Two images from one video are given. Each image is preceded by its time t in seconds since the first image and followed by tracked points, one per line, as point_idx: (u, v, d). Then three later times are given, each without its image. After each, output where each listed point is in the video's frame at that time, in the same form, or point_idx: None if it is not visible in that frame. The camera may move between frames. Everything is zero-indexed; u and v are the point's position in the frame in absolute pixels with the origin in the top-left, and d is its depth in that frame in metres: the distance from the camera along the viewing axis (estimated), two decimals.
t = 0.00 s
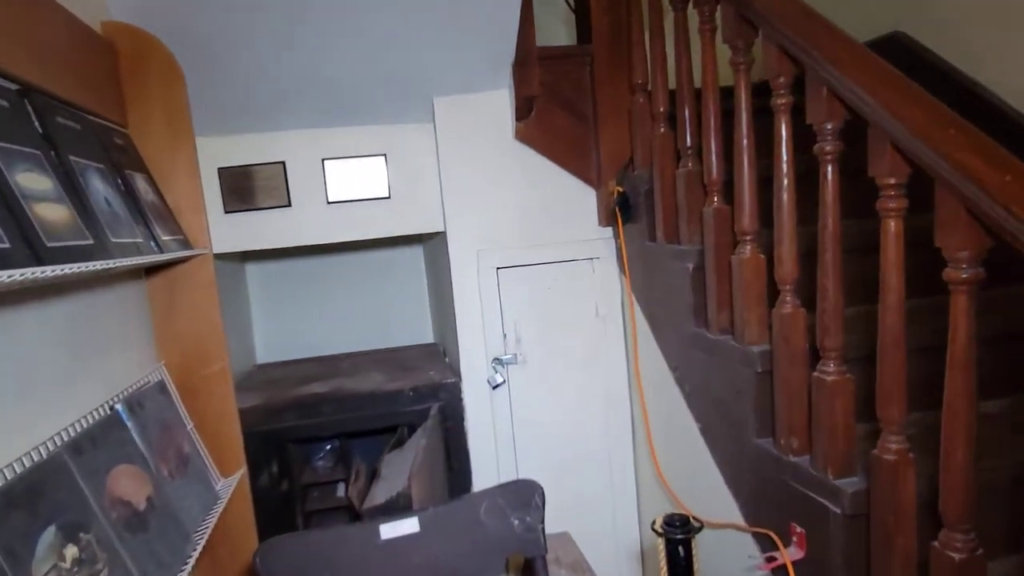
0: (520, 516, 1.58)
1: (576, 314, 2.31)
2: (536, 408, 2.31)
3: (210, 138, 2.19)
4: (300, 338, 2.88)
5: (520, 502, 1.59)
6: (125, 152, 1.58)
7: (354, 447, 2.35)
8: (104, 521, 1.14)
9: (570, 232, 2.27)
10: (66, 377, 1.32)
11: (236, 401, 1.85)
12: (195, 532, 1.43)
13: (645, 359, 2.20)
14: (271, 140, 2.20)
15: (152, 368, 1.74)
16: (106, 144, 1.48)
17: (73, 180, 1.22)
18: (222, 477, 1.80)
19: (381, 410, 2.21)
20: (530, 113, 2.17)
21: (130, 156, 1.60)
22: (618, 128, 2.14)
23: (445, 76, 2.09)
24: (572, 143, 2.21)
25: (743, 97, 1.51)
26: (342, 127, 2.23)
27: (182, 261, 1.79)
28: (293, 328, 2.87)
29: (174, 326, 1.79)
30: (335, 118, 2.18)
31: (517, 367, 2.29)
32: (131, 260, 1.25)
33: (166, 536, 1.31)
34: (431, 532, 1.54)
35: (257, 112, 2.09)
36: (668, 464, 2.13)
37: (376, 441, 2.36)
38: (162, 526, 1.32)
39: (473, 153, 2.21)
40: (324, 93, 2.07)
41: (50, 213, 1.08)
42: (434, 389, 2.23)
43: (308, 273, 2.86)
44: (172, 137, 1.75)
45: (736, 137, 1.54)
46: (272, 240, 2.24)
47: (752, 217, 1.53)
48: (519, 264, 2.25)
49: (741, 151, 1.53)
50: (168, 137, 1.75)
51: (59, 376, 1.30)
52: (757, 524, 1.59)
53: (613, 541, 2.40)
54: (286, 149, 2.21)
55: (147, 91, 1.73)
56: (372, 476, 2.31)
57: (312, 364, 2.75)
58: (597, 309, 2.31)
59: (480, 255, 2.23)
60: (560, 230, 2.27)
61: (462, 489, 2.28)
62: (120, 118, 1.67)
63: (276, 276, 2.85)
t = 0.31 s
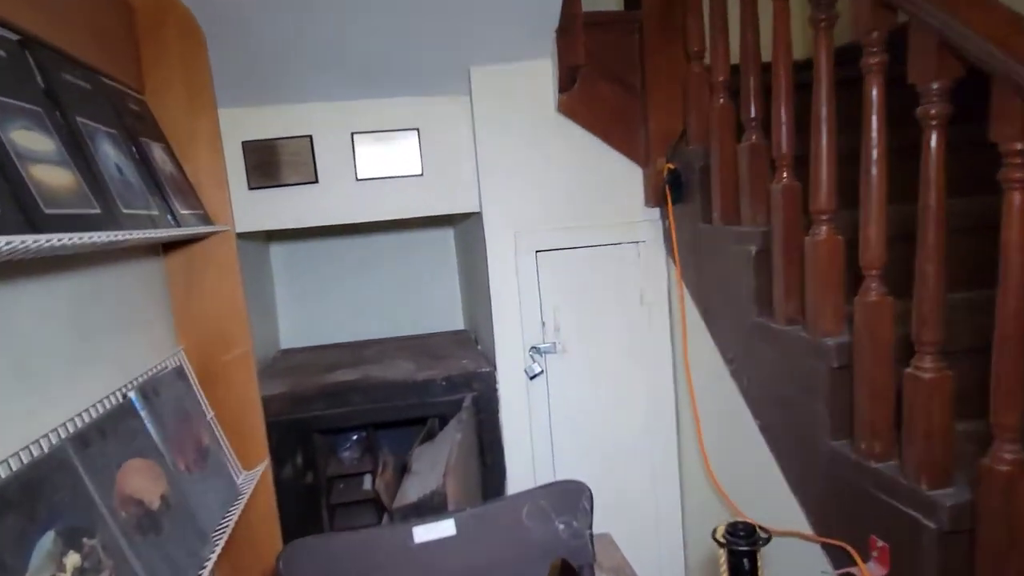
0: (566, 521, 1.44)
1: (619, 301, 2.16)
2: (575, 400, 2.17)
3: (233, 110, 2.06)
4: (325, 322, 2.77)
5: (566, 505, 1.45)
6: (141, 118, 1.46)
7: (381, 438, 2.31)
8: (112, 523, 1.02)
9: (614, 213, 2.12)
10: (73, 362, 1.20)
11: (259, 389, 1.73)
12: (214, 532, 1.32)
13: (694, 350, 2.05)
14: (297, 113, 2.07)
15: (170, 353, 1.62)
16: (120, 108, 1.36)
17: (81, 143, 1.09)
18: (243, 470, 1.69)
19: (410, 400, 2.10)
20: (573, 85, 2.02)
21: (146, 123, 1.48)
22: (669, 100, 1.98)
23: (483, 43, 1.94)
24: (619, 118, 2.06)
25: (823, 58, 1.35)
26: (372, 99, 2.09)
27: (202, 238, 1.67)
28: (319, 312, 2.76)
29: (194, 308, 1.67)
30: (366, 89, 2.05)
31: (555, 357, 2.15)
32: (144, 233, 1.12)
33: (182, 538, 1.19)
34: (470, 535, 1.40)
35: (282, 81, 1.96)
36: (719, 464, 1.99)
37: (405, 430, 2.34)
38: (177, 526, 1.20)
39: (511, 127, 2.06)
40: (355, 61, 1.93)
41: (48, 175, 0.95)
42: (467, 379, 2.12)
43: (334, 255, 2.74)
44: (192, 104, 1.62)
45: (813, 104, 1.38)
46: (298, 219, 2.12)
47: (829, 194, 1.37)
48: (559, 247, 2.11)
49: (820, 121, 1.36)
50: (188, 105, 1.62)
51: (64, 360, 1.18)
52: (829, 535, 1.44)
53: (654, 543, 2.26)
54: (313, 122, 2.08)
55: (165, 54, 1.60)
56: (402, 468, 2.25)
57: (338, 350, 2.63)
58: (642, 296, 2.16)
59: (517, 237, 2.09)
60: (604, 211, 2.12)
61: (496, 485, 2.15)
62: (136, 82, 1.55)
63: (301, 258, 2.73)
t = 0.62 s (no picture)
0: (606, 528, 1.31)
1: (656, 286, 2.00)
2: (606, 393, 2.03)
3: (243, 75, 1.91)
4: (340, 305, 2.63)
5: (606, 513, 1.31)
6: (140, 75, 1.31)
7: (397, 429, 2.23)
8: (95, 533, 0.89)
9: (652, 192, 1.96)
10: (57, 345, 1.07)
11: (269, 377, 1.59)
12: (215, 536, 1.19)
13: (738, 341, 1.89)
14: (312, 79, 1.92)
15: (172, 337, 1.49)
16: (115, 61, 1.21)
17: (64, 93, 0.95)
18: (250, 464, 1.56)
19: (429, 390, 1.95)
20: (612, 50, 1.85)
21: (146, 82, 1.33)
22: (717, 68, 1.81)
23: (515, 3, 1.78)
24: (661, 87, 1.89)
25: (910, 10, 1.17)
26: (393, 65, 1.94)
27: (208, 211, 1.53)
28: (333, 294, 2.62)
29: (200, 288, 1.54)
30: (386, 54, 1.89)
31: (586, 346, 2.00)
32: (138, 198, 0.98)
33: (179, 544, 1.06)
34: (499, 544, 1.26)
35: (296, 43, 1.81)
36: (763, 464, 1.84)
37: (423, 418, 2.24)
38: (175, 531, 1.07)
39: (544, 96, 1.90)
40: (375, 22, 1.77)
41: (18, 125, 0.80)
42: (491, 367, 1.97)
43: (350, 234, 2.60)
44: (196, 63, 1.48)
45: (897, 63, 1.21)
46: (312, 193, 1.97)
47: (914, 166, 1.20)
48: (593, 227, 1.95)
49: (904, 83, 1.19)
50: (192, 63, 1.48)
51: (47, 343, 1.04)
52: (900, 550, 1.30)
53: (687, 545, 2.13)
54: (329, 89, 1.93)
55: (169, 8, 1.46)
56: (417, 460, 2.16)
57: (353, 335, 2.50)
58: (680, 281, 2.00)
59: (548, 216, 1.94)
60: (641, 189, 1.96)
61: (521, 481, 2.02)
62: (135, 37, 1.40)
63: (315, 237, 2.59)
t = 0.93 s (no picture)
0: (646, 549, 1.16)
1: (696, 276, 1.83)
2: (639, 390, 1.86)
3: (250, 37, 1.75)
4: (354, 291, 2.48)
5: (646, 531, 1.16)
6: (127, 24, 1.16)
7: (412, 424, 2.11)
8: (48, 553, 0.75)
9: (694, 172, 1.79)
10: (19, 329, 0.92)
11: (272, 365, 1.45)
12: (202, 548, 1.04)
13: (787, 337, 1.72)
14: (325, 42, 1.76)
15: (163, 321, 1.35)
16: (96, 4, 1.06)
17: (25, 30, 0.81)
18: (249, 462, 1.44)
19: (447, 383, 1.79)
20: (655, 14, 1.68)
21: (135, 33, 1.18)
22: (772, 33, 1.63)
23: None
24: (707, 55, 1.72)
25: None
26: (413, 28, 1.77)
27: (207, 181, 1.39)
28: (347, 279, 2.48)
29: (196, 268, 1.40)
30: (406, 15, 1.73)
31: (618, 339, 1.83)
32: (112, 155, 0.84)
33: (158, 559, 0.92)
34: (525, 563, 1.11)
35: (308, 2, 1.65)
36: (813, 473, 1.67)
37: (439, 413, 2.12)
38: (154, 544, 0.93)
39: (579, 64, 1.73)
40: None
41: None
42: (515, 360, 1.80)
43: (366, 215, 2.45)
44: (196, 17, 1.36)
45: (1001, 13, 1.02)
46: (324, 167, 1.82)
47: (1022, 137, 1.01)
48: (628, 209, 1.79)
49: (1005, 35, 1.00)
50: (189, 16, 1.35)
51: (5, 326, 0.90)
52: None
53: (723, 556, 1.97)
54: (343, 53, 1.77)
55: None
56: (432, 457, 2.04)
57: (367, 322, 2.35)
58: (723, 271, 1.83)
59: (580, 197, 1.77)
60: (683, 168, 1.79)
61: (544, 485, 1.86)
62: None
63: (329, 218, 2.44)
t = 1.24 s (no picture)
0: None
1: (764, 254, 1.60)
2: (694, 382, 1.66)
3: None
4: (379, 268, 2.30)
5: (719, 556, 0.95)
6: None
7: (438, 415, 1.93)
8: None
9: (765, 136, 1.56)
10: None
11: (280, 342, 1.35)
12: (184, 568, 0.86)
13: (872, 327, 1.49)
14: None
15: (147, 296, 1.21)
16: None
17: None
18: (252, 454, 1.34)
19: (479, 370, 1.60)
20: None
21: None
22: None
23: None
24: None
25: None
26: None
27: (205, 144, 1.29)
28: (372, 256, 2.30)
29: (194, 240, 1.31)
30: None
31: (672, 324, 1.62)
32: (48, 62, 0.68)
33: None
34: None
35: None
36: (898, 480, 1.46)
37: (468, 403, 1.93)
38: (121, 563, 0.76)
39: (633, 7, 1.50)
40: None
41: None
42: (555, 346, 1.60)
43: (392, 186, 2.26)
44: None
45: None
46: (344, 127, 1.62)
47: None
48: (687, 177, 1.56)
49: None
50: None
51: None
52: None
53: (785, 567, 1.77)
54: None
55: None
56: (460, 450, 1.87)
57: (392, 302, 2.16)
58: (795, 249, 1.60)
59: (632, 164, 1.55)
60: (750, 132, 1.55)
61: (588, 487, 1.65)
62: None
63: (352, 189, 2.26)
